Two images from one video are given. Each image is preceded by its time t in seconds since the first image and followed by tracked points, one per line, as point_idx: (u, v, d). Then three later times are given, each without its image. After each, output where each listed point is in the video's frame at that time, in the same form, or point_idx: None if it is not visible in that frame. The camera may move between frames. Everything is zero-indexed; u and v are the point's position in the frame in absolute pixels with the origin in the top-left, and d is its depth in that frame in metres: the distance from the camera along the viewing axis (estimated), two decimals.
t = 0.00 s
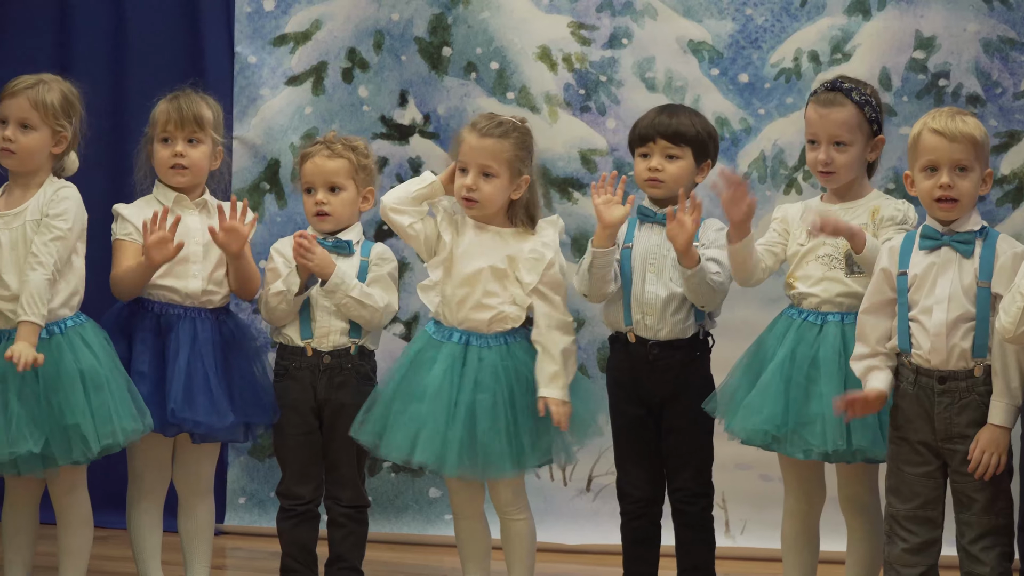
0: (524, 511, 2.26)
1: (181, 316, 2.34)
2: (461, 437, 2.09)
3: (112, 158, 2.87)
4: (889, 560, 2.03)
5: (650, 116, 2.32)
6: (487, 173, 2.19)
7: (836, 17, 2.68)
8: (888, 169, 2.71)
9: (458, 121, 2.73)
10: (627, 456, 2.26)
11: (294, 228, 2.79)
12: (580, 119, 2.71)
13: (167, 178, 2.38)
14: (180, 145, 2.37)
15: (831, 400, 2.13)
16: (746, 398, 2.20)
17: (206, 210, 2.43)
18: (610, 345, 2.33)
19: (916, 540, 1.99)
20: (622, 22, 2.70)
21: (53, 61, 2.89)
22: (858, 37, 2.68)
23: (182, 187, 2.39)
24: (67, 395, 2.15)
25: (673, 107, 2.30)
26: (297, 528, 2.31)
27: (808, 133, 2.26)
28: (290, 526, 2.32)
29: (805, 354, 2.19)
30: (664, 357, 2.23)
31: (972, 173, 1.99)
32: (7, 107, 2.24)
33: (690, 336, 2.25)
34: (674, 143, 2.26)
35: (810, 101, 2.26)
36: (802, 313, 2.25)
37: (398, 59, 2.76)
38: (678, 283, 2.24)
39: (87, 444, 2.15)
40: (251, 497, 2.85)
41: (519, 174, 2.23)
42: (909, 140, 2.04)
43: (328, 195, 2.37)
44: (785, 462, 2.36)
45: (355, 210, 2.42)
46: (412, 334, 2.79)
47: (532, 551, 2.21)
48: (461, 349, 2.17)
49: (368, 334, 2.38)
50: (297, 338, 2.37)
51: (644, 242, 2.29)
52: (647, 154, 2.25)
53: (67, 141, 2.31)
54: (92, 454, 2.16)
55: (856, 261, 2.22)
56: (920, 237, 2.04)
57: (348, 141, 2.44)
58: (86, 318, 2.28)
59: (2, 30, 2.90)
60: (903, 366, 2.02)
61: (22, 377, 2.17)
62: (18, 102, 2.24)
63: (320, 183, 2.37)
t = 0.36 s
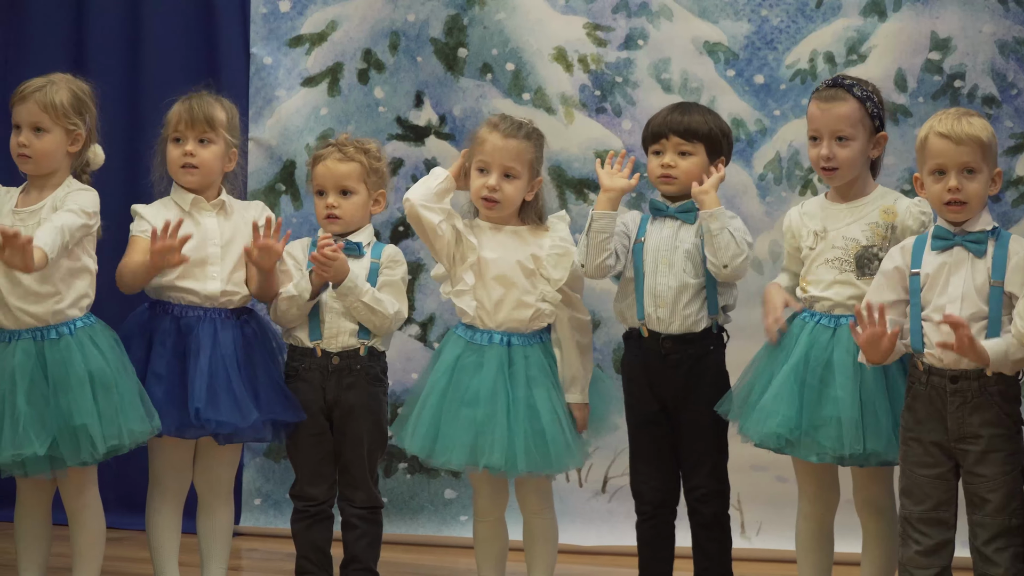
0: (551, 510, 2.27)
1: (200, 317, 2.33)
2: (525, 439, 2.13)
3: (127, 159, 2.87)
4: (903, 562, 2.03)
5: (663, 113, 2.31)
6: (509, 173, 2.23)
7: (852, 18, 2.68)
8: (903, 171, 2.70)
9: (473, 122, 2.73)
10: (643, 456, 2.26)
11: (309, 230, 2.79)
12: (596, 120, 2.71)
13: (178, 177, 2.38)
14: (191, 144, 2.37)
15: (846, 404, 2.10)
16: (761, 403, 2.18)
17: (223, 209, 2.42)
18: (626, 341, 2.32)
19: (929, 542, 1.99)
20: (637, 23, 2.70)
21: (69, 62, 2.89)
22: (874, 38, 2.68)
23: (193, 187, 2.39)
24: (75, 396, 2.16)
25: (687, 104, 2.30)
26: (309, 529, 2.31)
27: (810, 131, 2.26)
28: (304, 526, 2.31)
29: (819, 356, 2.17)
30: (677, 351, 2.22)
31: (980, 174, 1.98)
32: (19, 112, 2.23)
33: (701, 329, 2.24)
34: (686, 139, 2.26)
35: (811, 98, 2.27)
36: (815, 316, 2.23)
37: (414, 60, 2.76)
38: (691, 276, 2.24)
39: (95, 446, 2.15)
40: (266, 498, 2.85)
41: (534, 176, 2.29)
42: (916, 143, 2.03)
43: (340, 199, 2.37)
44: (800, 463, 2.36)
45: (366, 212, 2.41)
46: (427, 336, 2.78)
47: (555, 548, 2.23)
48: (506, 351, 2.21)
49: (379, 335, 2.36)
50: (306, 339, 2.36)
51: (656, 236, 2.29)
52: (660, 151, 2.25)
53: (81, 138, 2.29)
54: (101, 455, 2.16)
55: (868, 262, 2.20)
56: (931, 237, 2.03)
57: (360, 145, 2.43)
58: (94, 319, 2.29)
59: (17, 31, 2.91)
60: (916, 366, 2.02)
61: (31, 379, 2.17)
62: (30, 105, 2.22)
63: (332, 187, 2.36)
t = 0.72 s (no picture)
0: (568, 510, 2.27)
1: (215, 317, 2.32)
2: (513, 436, 2.13)
3: (141, 160, 2.88)
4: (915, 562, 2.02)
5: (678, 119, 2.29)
6: (525, 173, 2.22)
7: (867, 18, 2.68)
8: (917, 170, 2.70)
9: (488, 122, 2.73)
10: (659, 456, 2.27)
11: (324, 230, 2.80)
12: (611, 120, 2.72)
13: (194, 179, 2.38)
14: (209, 146, 2.37)
15: (859, 404, 2.11)
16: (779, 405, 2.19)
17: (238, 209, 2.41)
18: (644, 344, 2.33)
19: (941, 543, 1.98)
20: (652, 23, 2.70)
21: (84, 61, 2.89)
22: (889, 38, 2.67)
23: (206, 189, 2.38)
24: (89, 398, 2.14)
25: (700, 108, 2.28)
26: (324, 529, 2.30)
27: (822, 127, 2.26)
28: (317, 526, 2.30)
29: (833, 357, 2.17)
30: (694, 358, 2.22)
31: (990, 175, 1.96)
32: (37, 107, 2.23)
33: (719, 335, 2.23)
34: (701, 142, 2.24)
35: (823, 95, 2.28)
36: (830, 316, 2.23)
37: (429, 60, 2.76)
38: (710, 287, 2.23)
39: (109, 448, 2.13)
40: (281, 498, 2.86)
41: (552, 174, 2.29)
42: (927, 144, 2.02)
43: (351, 206, 2.33)
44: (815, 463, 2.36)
45: (377, 214, 2.37)
46: (442, 335, 2.79)
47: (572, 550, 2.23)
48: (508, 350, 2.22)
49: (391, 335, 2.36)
50: (320, 339, 2.35)
51: (672, 244, 2.28)
52: (674, 154, 2.23)
53: (99, 140, 2.29)
54: (114, 457, 2.14)
55: (882, 258, 2.19)
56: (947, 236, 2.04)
57: (369, 145, 2.37)
58: (108, 321, 2.28)
59: (32, 32, 2.91)
60: (927, 365, 2.04)
61: (45, 381, 2.17)
62: (49, 102, 2.23)
63: (342, 192, 2.33)
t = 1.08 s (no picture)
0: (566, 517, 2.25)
1: (218, 319, 2.32)
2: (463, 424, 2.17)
3: (153, 161, 2.88)
4: (927, 564, 2.02)
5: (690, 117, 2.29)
6: (535, 174, 2.22)
7: (879, 20, 2.68)
8: (929, 172, 2.69)
9: (500, 125, 2.74)
10: (669, 460, 2.24)
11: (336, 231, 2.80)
12: (623, 122, 2.72)
13: (205, 186, 2.37)
14: (219, 151, 2.36)
15: (870, 413, 2.09)
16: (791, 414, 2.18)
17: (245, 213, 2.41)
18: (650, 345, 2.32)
19: (953, 545, 1.98)
20: (664, 25, 2.70)
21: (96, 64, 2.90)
22: (900, 40, 2.67)
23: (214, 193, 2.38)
24: (107, 397, 2.15)
25: (713, 105, 2.28)
26: (336, 531, 2.28)
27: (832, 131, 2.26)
28: (329, 528, 2.28)
29: (847, 365, 2.16)
30: (699, 356, 2.20)
31: (1001, 180, 1.95)
32: (55, 111, 2.23)
33: (724, 334, 2.22)
34: (709, 137, 2.23)
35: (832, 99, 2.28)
36: (844, 322, 2.22)
37: (440, 62, 2.76)
38: (713, 286, 2.22)
39: (124, 448, 2.14)
40: (292, 500, 2.86)
41: (568, 175, 2.26)
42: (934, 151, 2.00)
43: (354, 204, 2.29)
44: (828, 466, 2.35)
45: (382, 216, 2.33)
46: (454, 338, 2.79)
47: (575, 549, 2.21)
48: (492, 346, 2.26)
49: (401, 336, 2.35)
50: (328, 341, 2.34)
51: (682, 238, 2.28)
52: (681, 147, 2.23)
53: (117, 143, 2.29)
54: (129, 457, 2.14)
55: (896, 260, 2.19)
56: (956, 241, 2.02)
57: (375, 146, 2.35)
58: (123, 323, 2.28)
59: (44, 34, 2.91)
60: (940, 368, 2.03)
61: (61, 379, 2.16)
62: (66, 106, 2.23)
63: (346, 192, 2.29)
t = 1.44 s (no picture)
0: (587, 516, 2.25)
1: (230, 321, 2.31)
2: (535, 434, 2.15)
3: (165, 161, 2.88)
4: (940, 564, 2.02)
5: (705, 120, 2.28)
6: (555, 173, 2.22)
7: (891, 20, 2.67)
8: (941, 172, 2.68)
9: (512, 125, 2.74)
10: (684, 461, 2.25)
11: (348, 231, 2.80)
12: (635, 122, 2.72)
13: (217, 181, 2.36)
14: (231, 148, 2.35)
15: (898, 427, 2.11)
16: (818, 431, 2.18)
17: (255, 213, 2.40)
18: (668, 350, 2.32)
19: (967, 546, 1.97)
20: (676, 25, 2.70)
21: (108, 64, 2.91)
22: (912, 40, 2.67)
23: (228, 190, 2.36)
24: (108, 398, 2.13)
25: (730, 110, 2.27)
26: (346, 531, 2.26)
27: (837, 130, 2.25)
28: (340, 528, 2.26)
29: (868, 380, 2.16)
30: (718, 365, 2.20)
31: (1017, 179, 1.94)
32: (80, 114, 2.23)
33: (743, 343, 2.22)
34: (721, 143, 2.23)
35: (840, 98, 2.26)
36: (860, 335, 2.22)
37: (453, 62, 2.76)
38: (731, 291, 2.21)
39: (122, 450, 2.11)
40: (304, 500, 2.86)
41: (586, 175, 2.28)
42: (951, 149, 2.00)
43: (366, 202, 2.28)
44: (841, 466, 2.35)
45: (393, 216, 2.32)
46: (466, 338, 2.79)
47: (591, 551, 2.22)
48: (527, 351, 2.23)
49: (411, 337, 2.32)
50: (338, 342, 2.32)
51: (697, 249, 2.26)
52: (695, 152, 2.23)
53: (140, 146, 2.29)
54: (126, 460, 2.12)
55: (907, 268, 2.19)
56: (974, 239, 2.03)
57: (388, 146, 2.34)
58: (132, 325, 2.27)
59: (57, 34, 2.92)
60: (955, 369, 2.02)
61: (63, 378, 2.15)
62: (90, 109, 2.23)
63: (358, 190, 2.27)
